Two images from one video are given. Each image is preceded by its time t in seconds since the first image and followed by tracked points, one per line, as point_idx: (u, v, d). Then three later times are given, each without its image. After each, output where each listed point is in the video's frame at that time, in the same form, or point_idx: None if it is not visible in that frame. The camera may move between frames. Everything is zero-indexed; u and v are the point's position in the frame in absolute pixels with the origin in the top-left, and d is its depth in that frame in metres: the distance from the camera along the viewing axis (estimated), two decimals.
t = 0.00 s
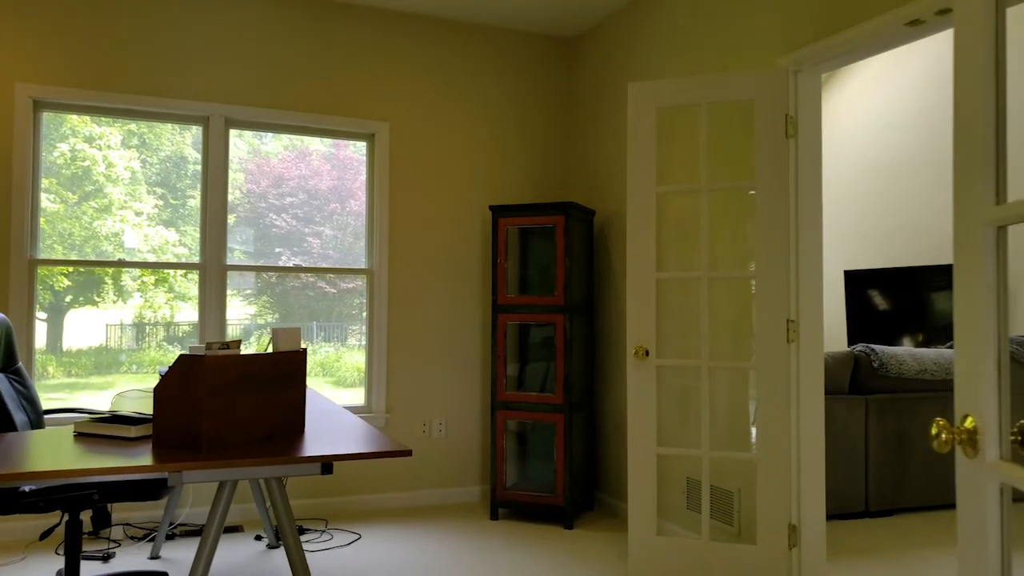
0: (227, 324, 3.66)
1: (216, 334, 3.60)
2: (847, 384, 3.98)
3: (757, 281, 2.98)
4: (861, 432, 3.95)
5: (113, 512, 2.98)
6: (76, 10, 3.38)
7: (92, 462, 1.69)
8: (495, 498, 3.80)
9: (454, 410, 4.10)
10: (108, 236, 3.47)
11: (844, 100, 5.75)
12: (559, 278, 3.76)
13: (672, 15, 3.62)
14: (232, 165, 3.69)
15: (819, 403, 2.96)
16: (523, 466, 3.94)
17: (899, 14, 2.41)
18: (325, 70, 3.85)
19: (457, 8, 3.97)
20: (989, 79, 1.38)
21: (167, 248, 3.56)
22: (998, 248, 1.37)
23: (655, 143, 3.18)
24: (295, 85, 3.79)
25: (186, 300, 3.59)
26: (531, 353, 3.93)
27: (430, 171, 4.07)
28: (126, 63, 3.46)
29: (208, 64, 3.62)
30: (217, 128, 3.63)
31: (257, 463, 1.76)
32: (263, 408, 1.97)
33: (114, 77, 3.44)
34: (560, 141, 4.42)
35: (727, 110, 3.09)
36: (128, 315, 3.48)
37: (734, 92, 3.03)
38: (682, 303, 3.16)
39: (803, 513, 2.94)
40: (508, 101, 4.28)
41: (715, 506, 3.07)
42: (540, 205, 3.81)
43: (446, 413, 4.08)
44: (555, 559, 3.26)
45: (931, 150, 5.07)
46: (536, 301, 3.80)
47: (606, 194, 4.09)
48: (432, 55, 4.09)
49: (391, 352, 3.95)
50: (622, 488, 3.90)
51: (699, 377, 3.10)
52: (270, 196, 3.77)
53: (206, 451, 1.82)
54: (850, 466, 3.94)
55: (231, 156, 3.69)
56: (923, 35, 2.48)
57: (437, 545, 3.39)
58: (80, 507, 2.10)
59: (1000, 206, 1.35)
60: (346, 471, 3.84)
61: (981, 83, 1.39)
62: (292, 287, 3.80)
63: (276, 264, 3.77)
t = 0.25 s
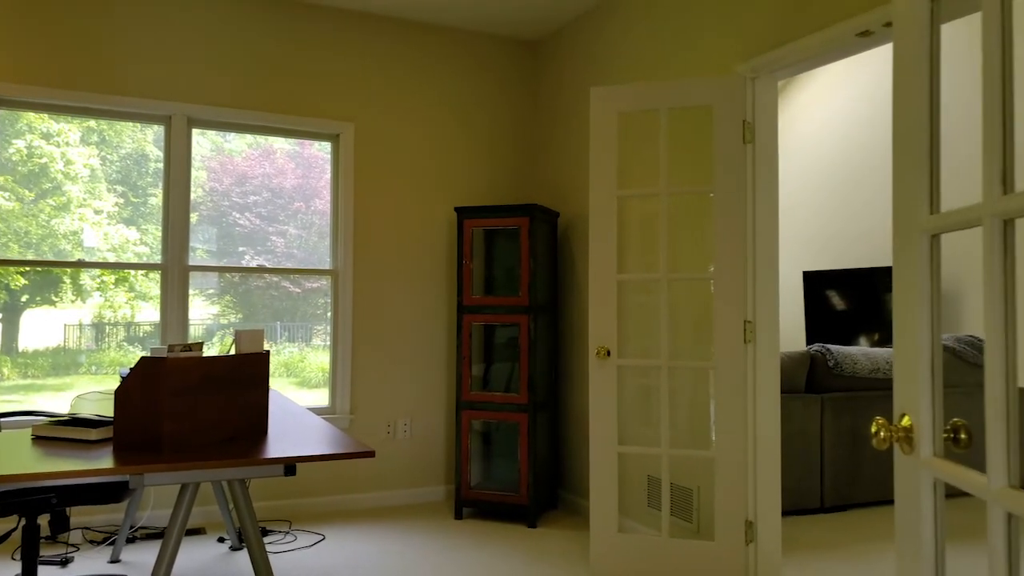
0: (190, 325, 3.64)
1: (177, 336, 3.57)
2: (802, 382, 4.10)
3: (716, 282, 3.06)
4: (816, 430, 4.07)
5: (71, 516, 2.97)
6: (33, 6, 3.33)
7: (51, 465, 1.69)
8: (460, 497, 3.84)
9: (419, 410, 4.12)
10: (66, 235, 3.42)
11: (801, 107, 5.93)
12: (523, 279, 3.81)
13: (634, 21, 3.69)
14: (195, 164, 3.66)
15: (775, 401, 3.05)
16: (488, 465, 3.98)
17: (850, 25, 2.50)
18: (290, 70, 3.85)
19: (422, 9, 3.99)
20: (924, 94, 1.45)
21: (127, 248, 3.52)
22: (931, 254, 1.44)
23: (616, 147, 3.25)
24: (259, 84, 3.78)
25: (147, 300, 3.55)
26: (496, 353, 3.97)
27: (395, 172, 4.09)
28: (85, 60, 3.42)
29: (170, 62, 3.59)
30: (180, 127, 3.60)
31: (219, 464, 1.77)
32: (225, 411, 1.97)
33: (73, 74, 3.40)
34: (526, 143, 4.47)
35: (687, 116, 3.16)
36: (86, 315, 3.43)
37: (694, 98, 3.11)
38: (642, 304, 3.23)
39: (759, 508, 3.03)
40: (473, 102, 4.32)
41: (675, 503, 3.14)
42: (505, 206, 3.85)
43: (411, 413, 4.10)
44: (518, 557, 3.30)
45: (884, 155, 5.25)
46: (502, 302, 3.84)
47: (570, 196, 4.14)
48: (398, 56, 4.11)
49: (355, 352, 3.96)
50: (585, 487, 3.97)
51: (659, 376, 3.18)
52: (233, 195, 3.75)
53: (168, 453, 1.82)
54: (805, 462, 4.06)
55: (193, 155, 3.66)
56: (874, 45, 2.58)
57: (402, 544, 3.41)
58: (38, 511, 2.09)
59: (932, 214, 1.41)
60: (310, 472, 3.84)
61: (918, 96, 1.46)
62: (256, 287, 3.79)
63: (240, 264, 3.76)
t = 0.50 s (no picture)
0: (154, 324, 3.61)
1: (141, 337, 3.54)
2: (763, 379, 4.20)
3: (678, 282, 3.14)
4: (776, 426, 4.18)
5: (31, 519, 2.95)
6: None
7: (13, 465, 1.69)
8: (427, 495, 3.87)
9: (387, 409, 4.14)
10: (27, 232, 3.38)
11: (763, 112, 6.08)
12: (490, 278, 3.85)
13: (599, 25, 3.75)
14: (160, 162, 3.64)
15: (734, 398, 3.14)
16: (455, 463, 4.01)
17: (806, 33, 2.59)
18: (257, 69, 3.84)
19: (390, 10, 4.01)
20: (866, 104, 1.52)
21: (90, 246, 3.49)
22: (872, 256, 1.49)
23: (581, 149, 3.31)
24: (226, 82, 3.76)
25: (110, 298, 3.52)
26: (463, 352, 4.01)
27: (363, 172, 4.10)
28: (47, 56, 3.39)
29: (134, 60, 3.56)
30: (144, 125, 3.57)
31: (184, 463, 1.78)
32: (188, 409, 1.98)
33: (34, 70, 3.36)
34: (494, 143, 4.51)
35: (649, 119, 3.23)
36: (47, 315, 3.39)
37: (657, 102, 3.19)
38: (606, 303, 3.30)
39: (719, 503, 3.11)
40: (441, 103, 4.35)
41: (638, 499, 3.21)
42: (472, 207, 3.89)
43: (379, 413, 4.12)
44: (484, 554, 3.35)
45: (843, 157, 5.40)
46: (469, 301, 3.88)
47: (537, 196, 4.19)
48: (366, 56, 4.12)
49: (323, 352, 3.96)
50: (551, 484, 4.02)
51: (622, 374, 3.24)
52: (199, 192, 3.73)
53: (133, 452, 1.83)
54: (765, 457, 4.16)
55: (158, 152, 3.64)
56: (828, 53, 2.67)
57: (369, 543, 3.43)
58: None
59: (873, 218, 1.47)
60: (277, 472, 3.84)
61: (858, 106, 1.53)
62: (222, 286, 3.77)
63: (205, 262, 3.74)
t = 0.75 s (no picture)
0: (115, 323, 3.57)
1: (102, 337, 3.51)
2: (722, 378, 4.31)
3: (638, 283, 3.22)
4: (734, 424, 4.29)
5: None
6: None
7: None
8: (391, 494, 3.90)
9: (352, 409, 4.16)
10: None
11: (724, 116, 6.22)
12: (456, 279, 3.89)
13: (563, 30, 3.82)
14: (121, 159, 3.61)
15: (692, 397, 3.23)
16: (419, 462, 4.04)
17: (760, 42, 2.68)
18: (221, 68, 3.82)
19: (356, 11, 4.03)
20: (809, 116, 1.53)
21: (49, 244, 3.45)
22: (814, 262, 1.53)
23: (545, 153, 3.37)
24: (190, 81, 3.74)
25: (70, 298, 3.48)
26: (429, 352, 4.04)
27: (329, 172, 4.11)
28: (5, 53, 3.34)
29: (96, 57, 3.53)
30: (106, 123, 3.54)
31: (147, 464, 1.79)
32: (150, 410, 1.98)
33: None
34: (460, 144, 4.55)
35: (611, 124, 3.31)
36: (4, 314, 3.35)
37: (617, 108, 3.26)
38: (569, 304, 3.37)
39: (677, 500, 3.20)
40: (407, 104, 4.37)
41: (599, 497, 3.28)
42: (438, 208, 3.93)
43: (344, 412, 4.14)
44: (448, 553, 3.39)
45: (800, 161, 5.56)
46: (435, 301, 3.92)
47: (501, 198, 4.24)
48: (332, 57, 4.13)
49: (287, 352, 3.96)
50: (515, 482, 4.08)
51: (584, 373, 3.32)
52: (162, 190, 3.70)
53: (94, 452, 1.83)
54: (723, 454, 4.27)
55: (120, 150, 3.61)
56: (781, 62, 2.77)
57: (333, 542, 3.45)
58: None
59: (814, 225, 1.50)
60: (241, 472, 3.84)
61: (801, 117, 1.55)
62: (185, 285, 3.75)
63: (168, 261, 3.72)
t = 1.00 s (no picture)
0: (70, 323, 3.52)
1: (57, 338, 3.45)
2: (680, 378, 4.41)
3: (598, 285, 3.29)
4: (692, 423, 4.40)
5: None
6: None
7: None
8: (354, 495, 3.91)
9: (314, 409, 4.16)
10: None
11: (684, 120, 6.34)
12: (419, 280, 3.92)
13: (525, 33, 3.87)
14: (78, 157, 3.56)
15: (649, 397, 3.31)
16: (382, 462, 4.06)
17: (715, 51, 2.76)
18: (181, 66, 3.79)
19: (319, 10, 4.02)
20: (757, 129, 1.59)
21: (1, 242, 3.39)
22: (760, 267, 1.60)
23: (507, 156, 3.42)
24: (149, 78, 3.70)
25: (23, 297, 3.42)
26: (391, 353, 4.06)
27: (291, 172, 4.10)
28: None
29: (51, 53, 3.47)
30: (62, 120, 3.49)
31: (107, 466, 1.80)
32: (109, 412, 1.98)
33: None
34: (423, 145, 4.57)
35: (572, 128, 3.37)
36: None
37: (578, 113, 3.33)
38: (530, 306, 3.42)
39: (635, 498, 3.28)
40: (371, 104, 4.38)
41: (559, 495, 3.35)
42: (401, 209, 3.95)
43: (306, 413, 4.13)
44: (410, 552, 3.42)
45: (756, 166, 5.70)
46: (398, 302, 3.94)
47: (465, 199, 4.28)
48: (294, 56, 4.12)
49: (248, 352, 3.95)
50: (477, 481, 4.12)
51: (545, 373, 3.38)
52: (120, 187, 3.66)
53: (51, 455, 1.83)
54: (681, 452, 4.37)
55: (77, 148, 3.56)
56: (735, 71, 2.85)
57: (295, 543, 3.45)
58: None
59: (761, 231, 1.56)
60: (201, 474, 3.81)
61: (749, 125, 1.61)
62: (143, 284, 3.71)
63: (126, 260, 3.67)
